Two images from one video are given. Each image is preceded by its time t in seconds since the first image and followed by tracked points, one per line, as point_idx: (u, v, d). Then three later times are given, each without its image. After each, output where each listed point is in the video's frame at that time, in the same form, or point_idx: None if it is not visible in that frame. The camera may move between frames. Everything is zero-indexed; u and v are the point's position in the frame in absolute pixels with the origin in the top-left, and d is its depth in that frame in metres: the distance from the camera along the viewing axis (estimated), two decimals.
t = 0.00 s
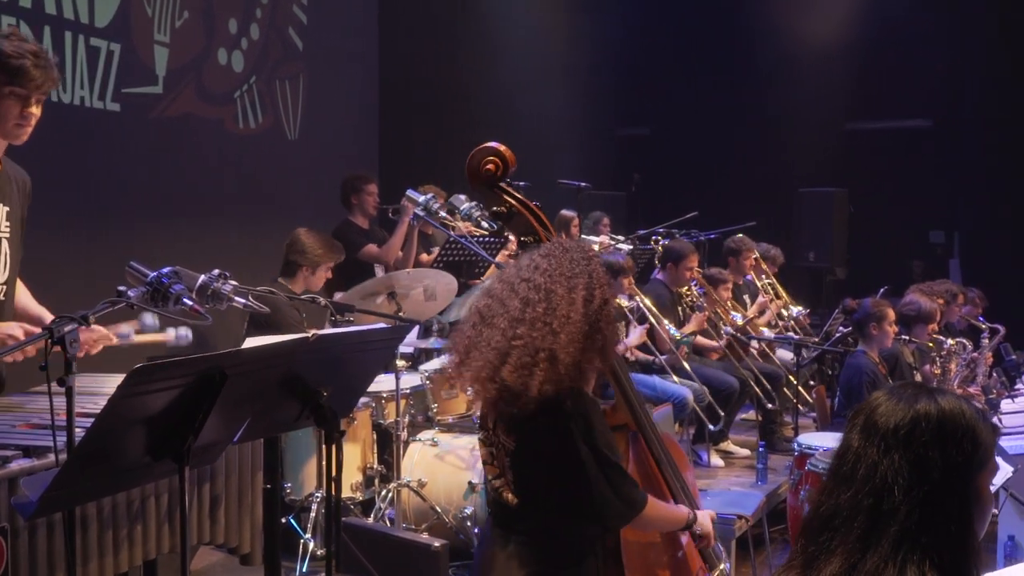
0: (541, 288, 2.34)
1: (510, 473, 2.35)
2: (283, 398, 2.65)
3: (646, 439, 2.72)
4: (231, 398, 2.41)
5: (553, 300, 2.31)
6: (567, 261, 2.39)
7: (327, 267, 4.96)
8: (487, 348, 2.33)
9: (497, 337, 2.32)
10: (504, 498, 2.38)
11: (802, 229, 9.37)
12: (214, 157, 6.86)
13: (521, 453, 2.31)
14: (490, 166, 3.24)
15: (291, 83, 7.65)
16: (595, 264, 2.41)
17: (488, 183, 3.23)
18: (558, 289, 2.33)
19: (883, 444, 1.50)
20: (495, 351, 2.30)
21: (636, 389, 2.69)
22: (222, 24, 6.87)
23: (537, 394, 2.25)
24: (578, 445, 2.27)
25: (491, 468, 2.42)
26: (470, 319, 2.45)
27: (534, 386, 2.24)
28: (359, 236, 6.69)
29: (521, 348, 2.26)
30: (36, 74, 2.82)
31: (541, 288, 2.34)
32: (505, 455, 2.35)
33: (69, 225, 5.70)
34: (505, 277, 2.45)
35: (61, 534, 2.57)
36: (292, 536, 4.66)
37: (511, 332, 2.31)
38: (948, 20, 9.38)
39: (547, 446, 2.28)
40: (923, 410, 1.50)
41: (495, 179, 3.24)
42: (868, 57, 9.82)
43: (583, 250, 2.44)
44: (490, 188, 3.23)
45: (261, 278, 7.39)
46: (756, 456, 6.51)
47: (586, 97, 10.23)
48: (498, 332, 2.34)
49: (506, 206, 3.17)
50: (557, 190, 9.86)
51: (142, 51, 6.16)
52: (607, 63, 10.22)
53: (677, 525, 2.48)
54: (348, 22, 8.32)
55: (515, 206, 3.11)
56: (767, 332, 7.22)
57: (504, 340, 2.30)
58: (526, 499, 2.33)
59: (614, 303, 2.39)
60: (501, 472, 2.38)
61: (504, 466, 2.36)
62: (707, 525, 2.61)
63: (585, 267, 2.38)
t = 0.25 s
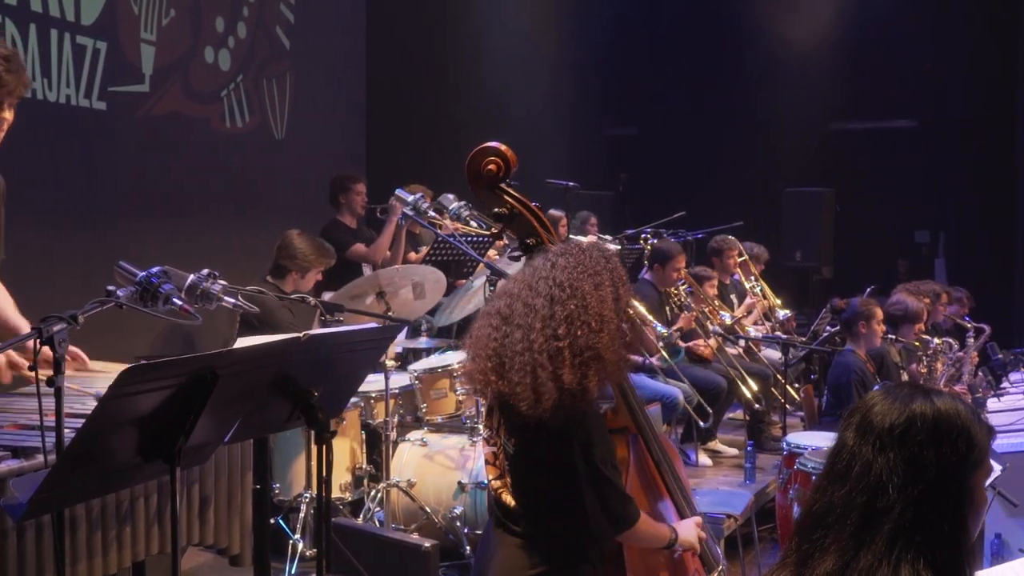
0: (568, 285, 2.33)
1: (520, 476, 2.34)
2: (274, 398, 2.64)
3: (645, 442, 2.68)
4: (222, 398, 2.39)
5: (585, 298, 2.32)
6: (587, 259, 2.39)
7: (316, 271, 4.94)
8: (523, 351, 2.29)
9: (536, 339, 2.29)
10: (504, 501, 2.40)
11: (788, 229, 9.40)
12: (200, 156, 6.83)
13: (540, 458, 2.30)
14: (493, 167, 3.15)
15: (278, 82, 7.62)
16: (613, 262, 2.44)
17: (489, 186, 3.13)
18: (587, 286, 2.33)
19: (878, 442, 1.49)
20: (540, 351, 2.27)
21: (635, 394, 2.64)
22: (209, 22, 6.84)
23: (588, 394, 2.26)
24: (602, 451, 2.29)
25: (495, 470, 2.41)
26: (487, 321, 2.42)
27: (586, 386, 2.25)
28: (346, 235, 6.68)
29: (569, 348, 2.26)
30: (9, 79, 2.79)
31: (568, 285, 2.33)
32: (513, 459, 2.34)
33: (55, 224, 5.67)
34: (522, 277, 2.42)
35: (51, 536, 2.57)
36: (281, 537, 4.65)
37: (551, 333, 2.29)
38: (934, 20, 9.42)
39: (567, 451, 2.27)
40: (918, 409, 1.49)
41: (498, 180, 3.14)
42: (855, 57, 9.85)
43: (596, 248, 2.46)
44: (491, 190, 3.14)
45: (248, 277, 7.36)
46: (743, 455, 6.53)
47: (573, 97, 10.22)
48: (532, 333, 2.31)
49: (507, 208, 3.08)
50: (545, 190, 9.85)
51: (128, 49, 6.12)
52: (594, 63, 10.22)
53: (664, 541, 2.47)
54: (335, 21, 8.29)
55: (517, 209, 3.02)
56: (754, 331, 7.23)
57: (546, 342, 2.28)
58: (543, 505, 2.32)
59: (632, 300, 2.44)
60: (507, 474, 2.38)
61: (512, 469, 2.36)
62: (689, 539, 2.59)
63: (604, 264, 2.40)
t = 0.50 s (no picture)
0: (553, 285, 2.34)
1: (499, 474, 2.34)
2: (258, 400, 2.63)
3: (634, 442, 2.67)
4: (208, 399, 2.38)
5: (569, 298, 2.32)
6: (574, 261, 2.41)
7: (287, 264, 4.90)
8: (503, 349, 2.30)
9: (517, 337, 2.29)
10: (486, 499, 2.40)
11: (768, 230, 9.45)
12: (180, 155, 6.79)
13: (517, 457, 2.29)
14: (488, 160, 3.20)
15: (258, 81, 7.58)
16: (600, 265, 2.45)
17: (485, 178, 3.19)
18: (572, 287, 2.34)
19: (865, 444, 1.49)
20: (521, 349, 2.27)
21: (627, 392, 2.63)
22: (189, 21, 6.80)
23: (570, 395, 2.25)
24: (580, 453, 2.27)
25: (478, 467, 2.41)
26: (471, 319, 2.44)
27: (566, 386, 2.24)
28: (328, 235, 6.65)
29: (550, 348, 2.26)
30: None
31: (552, 285, 2.34)
32: (495, 457, 2.34)
33: (34, 224, 5.62)
34: (508, 276, 2.45)
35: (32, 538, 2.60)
36: (263, 539, 4.64)
37: (532, 332, 2.29)
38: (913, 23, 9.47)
39: (545, 451, 2.26)
40: (904, 409, 1.49)
41: (492, 175, 3.20)
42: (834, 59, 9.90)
43: (585, 251, 2.48)
44: (487, 183, 3.19)
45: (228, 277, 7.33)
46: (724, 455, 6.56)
47: (554, 98, 10.22)
48: (514, 331, 2.31)
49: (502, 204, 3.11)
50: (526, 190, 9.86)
51: (107, 48, 6.08)
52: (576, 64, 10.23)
53: (663, 530, 2.49)
54: (317, 20, 8.25)
55: (511, 202, 3.08)
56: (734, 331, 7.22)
57: (527, 341, 2.28)
58: (522, 503, 2.31)
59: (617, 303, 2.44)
60: (488, 472, 2.38)
61: (491, 467, 2.36)
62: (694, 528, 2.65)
63: (591, 266, 2.41)
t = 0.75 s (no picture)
0: (516, 284, 2.34)
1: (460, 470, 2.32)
2: (237, 402, 2.60)
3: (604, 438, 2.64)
4: (187, 401, 2.36)
5: (531, 298, 2.32)
6: (537, 261, 2.41)
7: (264, 262, 4.86)
8: (465, 347, 2.31)
9: (478, 336, 2.30)
10: (451, 491, 2.38)
11: (743, 230, 9.49)
12: (154, 155, 6.74)
13: (477, 456, 2.27)
14: (462, 158, 3.20)
15: (233, 81, 7.52)
16: (565, 266, 2.45)
17: (460, 175, 3.20)
18: (534, 287, 2.34)
19: (849, 443, 1.49)
20: (481, 348, 2.28)
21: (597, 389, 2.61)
22: (163, 20, 6.74)
23: (530, 395, 2.24)
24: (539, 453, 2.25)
25: (442, 463, 2.40)
26: (435, 316, 2.44)
27: (525, 385, 2.23)
28: (304, 236, 6.62)
29: (509, 347, 2.26)
30: None
31: (516, 284, 2.34)
32: (456, 453, 2.33)
33: (6, 224, 5.56)
34: (473, 275, 2.45)
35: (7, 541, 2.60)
36: (240, 542, 4.61)
37: (493, 331, 2.30)
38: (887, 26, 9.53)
39: (505, 450, 2.24)
40: (888, 409, 1.49)
41: (468, 172, 3.20)
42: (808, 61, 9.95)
43: (551, 252, 2.48)
44: (462, 179, 3.21)
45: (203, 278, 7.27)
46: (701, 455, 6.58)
47: (531, 98, 10.22)
48: (475, 330, 2.32)
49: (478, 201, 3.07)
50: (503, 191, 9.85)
51: (80, 47, 6.02)
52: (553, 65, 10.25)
53: (615, 537, 2.46)
54: (292, 19, 8.20)
55: (485, 200, 3.04)
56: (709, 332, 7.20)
57: (488, 339, 2.29)
58: (483, 501, 2.30)
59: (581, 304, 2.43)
60: (450, 468, 2.37)
61: (453, 463, 2.35)
62: (647, 533, 2.57)
63: (555, 266, 2.41)
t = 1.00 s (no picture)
0: (476, 285, 2.33)
1: (415, 469, 2.32)
2: (214, 403, 2.58)
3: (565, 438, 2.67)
4: (164, 402, 2.33)
5: (490, 298, 2.30)
6: (499, 265, 2.39)
7: (245, 266, 4.83)
8: (421, 344, 2.29)
9: (435, 334, 2.28)
10: (407, 493, 2.37)
11: (717, 231, 9.53)
12: (126, 154, 6.69)
13: (431, 453, 2.27)
14: (425, 161, 3.24)
15: (206, 80, 7.46)
16: (528, 271, 2.43)
17: (424, 177, 3.22)
18: (494, 288, 2.32)
19: (831, 442, 1.50)
20: (437, 346, 2.26)
21: (559, 386, 2.66)
22: (135, 18, 6.68)
23: (484, 394, 2.22)
24: (486, 453, 2.25)
25: (400, 463, 2.40)
26: (397, 315, 2.43)
27: (478, 384, 2.21)
28: (279, 236, 6.60)
29: (465, 346, 2.23)
30: None
31: (476, 285, 2.33)
32: (411, 454, 2.33)
33: None
34: (437, 275, 2.44)
35: None
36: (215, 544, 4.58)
37: (450, 329, 2.27)
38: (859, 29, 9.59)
39: (455, 446, 2.24)
40: (870, 410, 1.51)
41: (431, 173, 3.23)
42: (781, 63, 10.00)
43: (515, 257, 2.46)
44: (427, 181, 3.21)
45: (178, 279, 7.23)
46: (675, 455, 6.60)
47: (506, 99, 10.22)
48: (433, 328, 2.30)
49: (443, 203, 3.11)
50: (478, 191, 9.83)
51: (51, 45, 5.96)
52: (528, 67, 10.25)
53: (559, 536, 2.46)
54: (266, 18, 8.15)
55: (449, 203, 3.07)
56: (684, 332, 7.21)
57: (444, 337, 2.27)
58: (436, 499, 2.29)
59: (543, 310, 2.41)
60: (407, 468, 2.36)
61: (409, 464, 2.34)
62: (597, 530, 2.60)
63: (517, 270, 2.39)
